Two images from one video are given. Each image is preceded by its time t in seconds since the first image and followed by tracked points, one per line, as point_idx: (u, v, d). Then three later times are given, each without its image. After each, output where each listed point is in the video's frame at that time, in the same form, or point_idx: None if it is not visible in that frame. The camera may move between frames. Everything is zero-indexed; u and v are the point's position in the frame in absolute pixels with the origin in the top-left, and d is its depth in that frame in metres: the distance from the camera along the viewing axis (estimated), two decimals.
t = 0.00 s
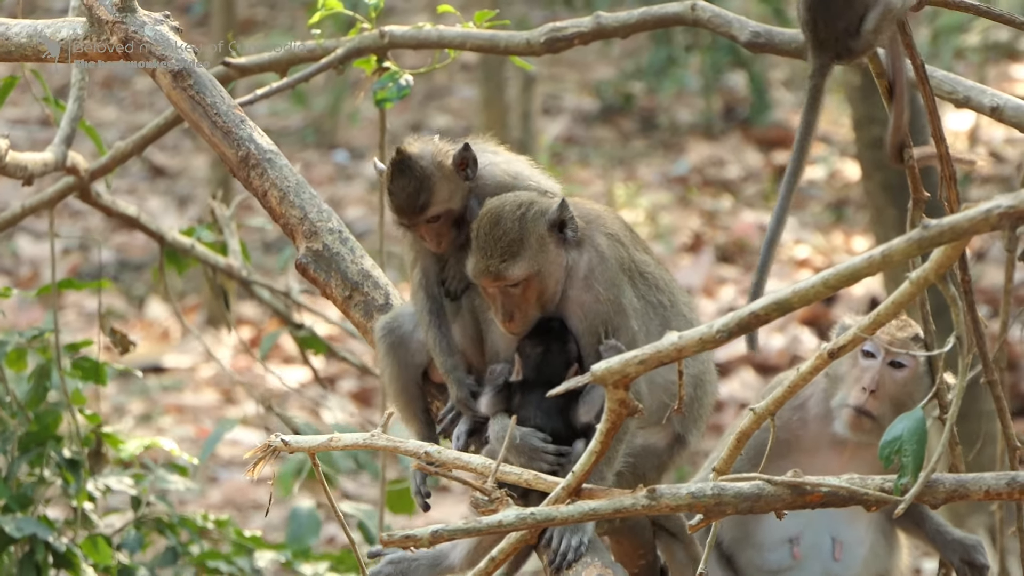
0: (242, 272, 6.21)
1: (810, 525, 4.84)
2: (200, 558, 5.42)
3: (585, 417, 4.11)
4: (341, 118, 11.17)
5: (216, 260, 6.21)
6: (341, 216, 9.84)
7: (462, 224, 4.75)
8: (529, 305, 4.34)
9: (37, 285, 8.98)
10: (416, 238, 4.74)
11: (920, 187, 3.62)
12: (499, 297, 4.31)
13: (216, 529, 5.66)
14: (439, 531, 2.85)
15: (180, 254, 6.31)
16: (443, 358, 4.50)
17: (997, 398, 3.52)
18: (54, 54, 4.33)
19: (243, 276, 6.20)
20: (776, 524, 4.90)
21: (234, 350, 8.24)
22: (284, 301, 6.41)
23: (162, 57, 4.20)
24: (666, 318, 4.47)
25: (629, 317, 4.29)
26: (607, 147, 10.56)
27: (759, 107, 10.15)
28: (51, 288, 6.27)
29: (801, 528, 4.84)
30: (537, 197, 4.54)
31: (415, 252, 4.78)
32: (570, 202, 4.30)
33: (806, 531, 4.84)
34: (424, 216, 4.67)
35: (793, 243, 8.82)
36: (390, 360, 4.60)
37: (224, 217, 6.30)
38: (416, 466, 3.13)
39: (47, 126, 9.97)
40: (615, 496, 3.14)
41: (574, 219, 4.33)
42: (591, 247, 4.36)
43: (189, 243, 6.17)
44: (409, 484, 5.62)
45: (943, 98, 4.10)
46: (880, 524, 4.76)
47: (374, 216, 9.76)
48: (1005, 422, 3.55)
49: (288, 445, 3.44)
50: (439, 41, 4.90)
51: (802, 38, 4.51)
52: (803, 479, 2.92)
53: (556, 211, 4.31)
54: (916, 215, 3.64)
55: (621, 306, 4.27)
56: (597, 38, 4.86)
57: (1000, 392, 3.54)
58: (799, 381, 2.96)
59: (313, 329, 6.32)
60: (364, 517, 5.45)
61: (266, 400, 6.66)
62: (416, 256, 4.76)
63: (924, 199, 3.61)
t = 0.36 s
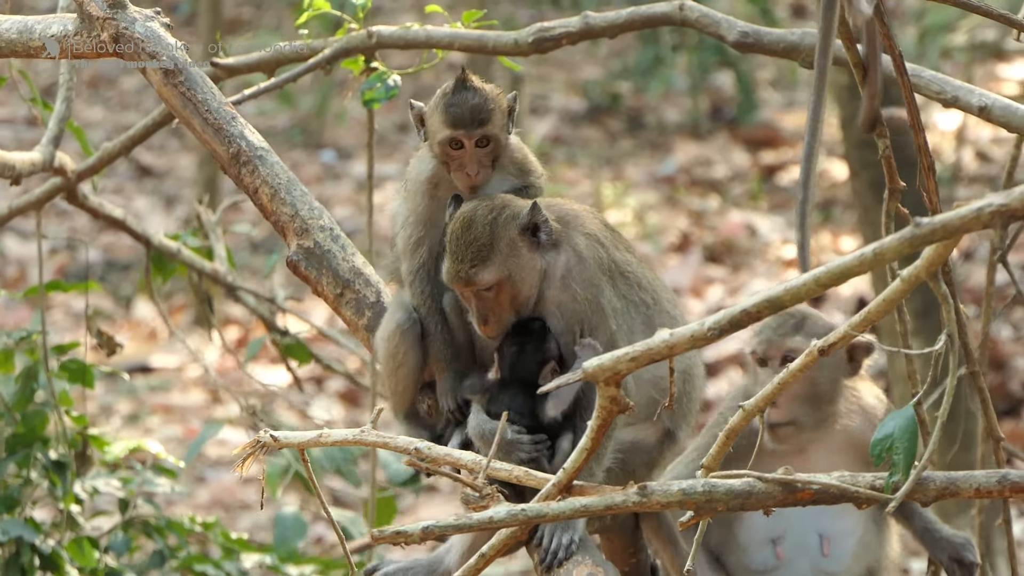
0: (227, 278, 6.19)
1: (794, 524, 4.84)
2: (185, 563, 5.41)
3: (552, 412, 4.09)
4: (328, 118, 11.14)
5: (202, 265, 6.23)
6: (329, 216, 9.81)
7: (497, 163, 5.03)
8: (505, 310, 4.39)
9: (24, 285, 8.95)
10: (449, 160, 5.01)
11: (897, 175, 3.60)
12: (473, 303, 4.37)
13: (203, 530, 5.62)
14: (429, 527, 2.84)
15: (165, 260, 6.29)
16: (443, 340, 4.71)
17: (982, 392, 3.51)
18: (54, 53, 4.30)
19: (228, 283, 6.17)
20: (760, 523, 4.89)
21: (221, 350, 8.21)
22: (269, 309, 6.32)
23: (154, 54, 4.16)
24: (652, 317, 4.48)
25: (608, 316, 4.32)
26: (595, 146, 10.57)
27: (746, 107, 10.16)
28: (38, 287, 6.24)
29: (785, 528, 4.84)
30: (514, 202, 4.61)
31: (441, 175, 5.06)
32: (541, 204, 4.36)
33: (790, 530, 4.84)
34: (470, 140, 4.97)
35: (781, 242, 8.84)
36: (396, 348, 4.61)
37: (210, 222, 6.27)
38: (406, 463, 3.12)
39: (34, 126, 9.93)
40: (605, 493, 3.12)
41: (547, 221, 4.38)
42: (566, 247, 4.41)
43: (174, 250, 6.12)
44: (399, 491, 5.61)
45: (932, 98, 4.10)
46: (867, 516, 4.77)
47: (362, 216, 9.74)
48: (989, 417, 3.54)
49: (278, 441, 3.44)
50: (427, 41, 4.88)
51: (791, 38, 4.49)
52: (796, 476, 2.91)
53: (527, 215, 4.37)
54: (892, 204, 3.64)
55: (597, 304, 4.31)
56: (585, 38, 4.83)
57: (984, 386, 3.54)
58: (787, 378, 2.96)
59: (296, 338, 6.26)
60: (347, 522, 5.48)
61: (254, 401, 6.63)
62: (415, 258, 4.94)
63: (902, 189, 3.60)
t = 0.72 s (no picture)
0: (221, 273, 6.17)
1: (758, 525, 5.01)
2: (175, 562, 5.40)
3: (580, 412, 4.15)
4: (321, 117, 11.13)
5: (196, 261, 6.19)
6: (322, 215, 9.79)
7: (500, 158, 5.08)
8: (506, 301, 4.39)
9: (16, 285, 8.92)
10: (454, 157, 5.01)
11: (904, 170, 3.62)
12: (474, 291, 4.35)
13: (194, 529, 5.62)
14: (426, 525, 2.84)
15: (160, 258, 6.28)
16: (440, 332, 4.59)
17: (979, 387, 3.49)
18: (53, 54, 4.42)
19: (223, 278, 6.16)
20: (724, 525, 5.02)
21: (214, 350, 8.20)
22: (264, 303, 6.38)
23: (139, 59, 4.28)
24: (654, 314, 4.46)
25: (607, 312, 4.32)
26: (588, 145, 10.56)
27: (739, 105, 10.16)
28: (30, 288, 6.22)
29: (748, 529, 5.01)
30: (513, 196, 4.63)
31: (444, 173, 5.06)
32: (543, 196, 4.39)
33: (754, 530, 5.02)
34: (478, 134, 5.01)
35: (774, 241, 8.83)
36: (384, 337, 4.47)
37: (205, 215, 6.26)
38: (401, 460, 3.13)
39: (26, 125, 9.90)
40: (600, 491, 3.12)
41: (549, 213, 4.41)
42: (567, 242, 4.42)
43: (168, 246, 6.11)
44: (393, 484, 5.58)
45: (924, 96, 4.09)
46: (835, 507, 4.93)
47: (354, 215, 9.72)
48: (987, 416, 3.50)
49: (269, 443, 3.52)
50: (419, 41, 4.87)
51: (784, 38, 4.46)
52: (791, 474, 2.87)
53: (529, 205, 4.40)
54: (897, 198, 3.66)
55: (598, 302, 4.30)
56: (578, 38, 4.77)
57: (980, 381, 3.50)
58: (783, 377, 2.95)
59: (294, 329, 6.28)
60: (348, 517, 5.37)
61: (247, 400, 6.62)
62: (406, 261, 4.89)
63: (908, 183, 3.63)
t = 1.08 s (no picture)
0: (216, 268, 6.15)
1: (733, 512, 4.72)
2: (175, 554, 5.37)
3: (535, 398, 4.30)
4: (313, 118, 11.12)
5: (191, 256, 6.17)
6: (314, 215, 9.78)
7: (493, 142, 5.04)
8: (517, 280, 4.37)
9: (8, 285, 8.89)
10: (453, 147, 4.95)
11: (881, 156, 3.71)
12: (488, 267, 4.33)
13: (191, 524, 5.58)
14: (419, 525, 2.82)
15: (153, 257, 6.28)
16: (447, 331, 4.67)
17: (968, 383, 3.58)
18: (55, 53, 4.41)
19: (217, 273, 6.14)
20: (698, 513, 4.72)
21: (207, 349, 8.18)
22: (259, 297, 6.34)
23: (137, 55, 4.28)
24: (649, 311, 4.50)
25: (601, 309, 4.38)
26: (580, 145, 10.56)
27: (732, 105, 10.18)
28: (24, 286, 6.19)
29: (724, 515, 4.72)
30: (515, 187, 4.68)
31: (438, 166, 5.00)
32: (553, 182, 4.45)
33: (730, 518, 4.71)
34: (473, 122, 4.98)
35: (767, 241, 8.83)
36: (395, 327, 4.50)
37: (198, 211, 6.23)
38: (395, 457, 3.12)
39: (19, 125, 9.87)
40: (593, 489, 3.10)
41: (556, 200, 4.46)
42: (572, 231, 4.48)
43: (163, 242, 6.09)
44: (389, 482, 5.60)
45: (919, 94, 4.03)
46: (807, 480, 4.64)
47: (347, 216, 9.71)
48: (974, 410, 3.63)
49: (267, 439, 3.55)
50: (414, 38, 4.86)
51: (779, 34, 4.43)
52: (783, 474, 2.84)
53: (541, 189, 4.43)
54: (875, 184, 3.75)
55: (593, 296, 4.37)
56: (574, 34, 4.72)
57: (969, 376, 3.57)
58: (776, 372, 2.95)
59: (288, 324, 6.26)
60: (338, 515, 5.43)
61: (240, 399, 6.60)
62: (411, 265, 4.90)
63: (885, 169, 3.72)
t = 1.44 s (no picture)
0: (209, 280, 6.13)
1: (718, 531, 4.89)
2: (168, 563, 5.37)
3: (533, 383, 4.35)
4: (309, 115, 11.11)
5: (185, 266, 6.15)
6: (310, 213, 9.76)
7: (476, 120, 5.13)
8: (521, 241, 4.38)
9: (4, 283, 8.88)
10: (465, 126, 4.94)
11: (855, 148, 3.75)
12: (493, 226, 4.35)
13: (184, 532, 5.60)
14: (414, 526, 2.79)
15: (148, 264, 6.28)
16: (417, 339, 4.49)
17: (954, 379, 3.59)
18: (54, 54, 4.46)
19: (210, 285, 6.11)
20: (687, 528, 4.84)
21: (203, 347, 8.18)
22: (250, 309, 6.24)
23: (127, 57, 4.31)
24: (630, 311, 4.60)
25: (587, 303, 4.43)
26: (577, 142, 10.56)
27: (728, 103, 10.16)
28: (18, 288, 6.17)
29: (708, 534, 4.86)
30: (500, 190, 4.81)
31: (446, 151, 4.92)
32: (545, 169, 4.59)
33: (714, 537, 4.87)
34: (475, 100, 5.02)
35: (763, 238, 8.82)
36: (370, 338, 4.53)
37: (194, 223, 6.23)
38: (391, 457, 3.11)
39: (14, 123, 9.86)
40: (590, 490, 3.09)
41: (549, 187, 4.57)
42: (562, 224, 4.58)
43: (157, 251, 6.05)
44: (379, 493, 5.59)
45: (912, 94, 4.02)
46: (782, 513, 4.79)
47: (343, 213, 9.70)
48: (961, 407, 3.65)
49: (265, 438, 3.55)
50: (407, 42, 4.85)
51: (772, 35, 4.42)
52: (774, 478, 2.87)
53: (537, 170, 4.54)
54: (847, 176, 3.81)
55: (581, 291, 4.43)
56: (566, 36, 4.70)
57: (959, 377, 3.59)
58: (771, 372, 2.94)
59: (282, 337, 6.27)
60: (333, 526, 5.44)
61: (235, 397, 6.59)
62: (387, 266, 4.67)
63: (859, 161, 3.76)
